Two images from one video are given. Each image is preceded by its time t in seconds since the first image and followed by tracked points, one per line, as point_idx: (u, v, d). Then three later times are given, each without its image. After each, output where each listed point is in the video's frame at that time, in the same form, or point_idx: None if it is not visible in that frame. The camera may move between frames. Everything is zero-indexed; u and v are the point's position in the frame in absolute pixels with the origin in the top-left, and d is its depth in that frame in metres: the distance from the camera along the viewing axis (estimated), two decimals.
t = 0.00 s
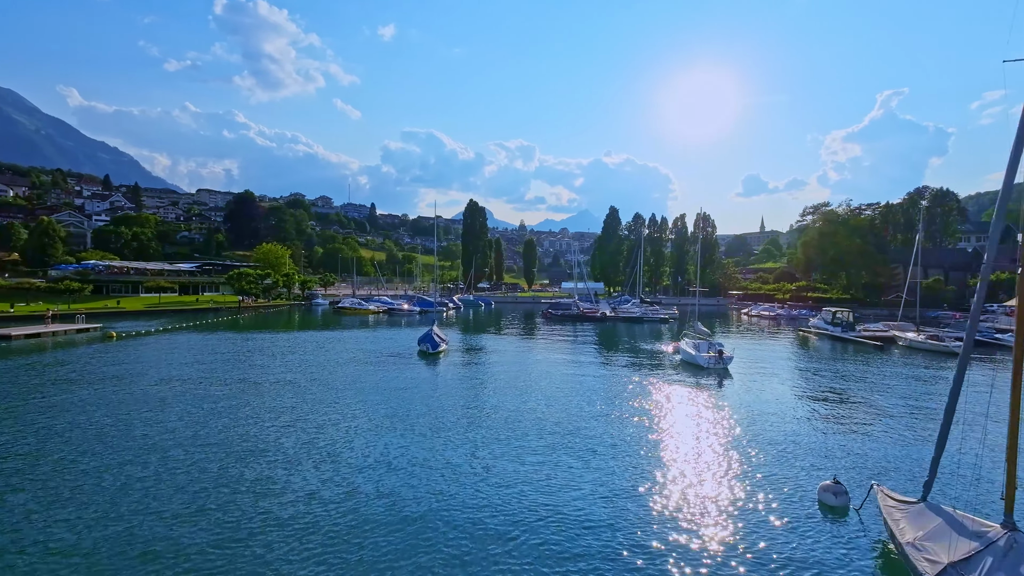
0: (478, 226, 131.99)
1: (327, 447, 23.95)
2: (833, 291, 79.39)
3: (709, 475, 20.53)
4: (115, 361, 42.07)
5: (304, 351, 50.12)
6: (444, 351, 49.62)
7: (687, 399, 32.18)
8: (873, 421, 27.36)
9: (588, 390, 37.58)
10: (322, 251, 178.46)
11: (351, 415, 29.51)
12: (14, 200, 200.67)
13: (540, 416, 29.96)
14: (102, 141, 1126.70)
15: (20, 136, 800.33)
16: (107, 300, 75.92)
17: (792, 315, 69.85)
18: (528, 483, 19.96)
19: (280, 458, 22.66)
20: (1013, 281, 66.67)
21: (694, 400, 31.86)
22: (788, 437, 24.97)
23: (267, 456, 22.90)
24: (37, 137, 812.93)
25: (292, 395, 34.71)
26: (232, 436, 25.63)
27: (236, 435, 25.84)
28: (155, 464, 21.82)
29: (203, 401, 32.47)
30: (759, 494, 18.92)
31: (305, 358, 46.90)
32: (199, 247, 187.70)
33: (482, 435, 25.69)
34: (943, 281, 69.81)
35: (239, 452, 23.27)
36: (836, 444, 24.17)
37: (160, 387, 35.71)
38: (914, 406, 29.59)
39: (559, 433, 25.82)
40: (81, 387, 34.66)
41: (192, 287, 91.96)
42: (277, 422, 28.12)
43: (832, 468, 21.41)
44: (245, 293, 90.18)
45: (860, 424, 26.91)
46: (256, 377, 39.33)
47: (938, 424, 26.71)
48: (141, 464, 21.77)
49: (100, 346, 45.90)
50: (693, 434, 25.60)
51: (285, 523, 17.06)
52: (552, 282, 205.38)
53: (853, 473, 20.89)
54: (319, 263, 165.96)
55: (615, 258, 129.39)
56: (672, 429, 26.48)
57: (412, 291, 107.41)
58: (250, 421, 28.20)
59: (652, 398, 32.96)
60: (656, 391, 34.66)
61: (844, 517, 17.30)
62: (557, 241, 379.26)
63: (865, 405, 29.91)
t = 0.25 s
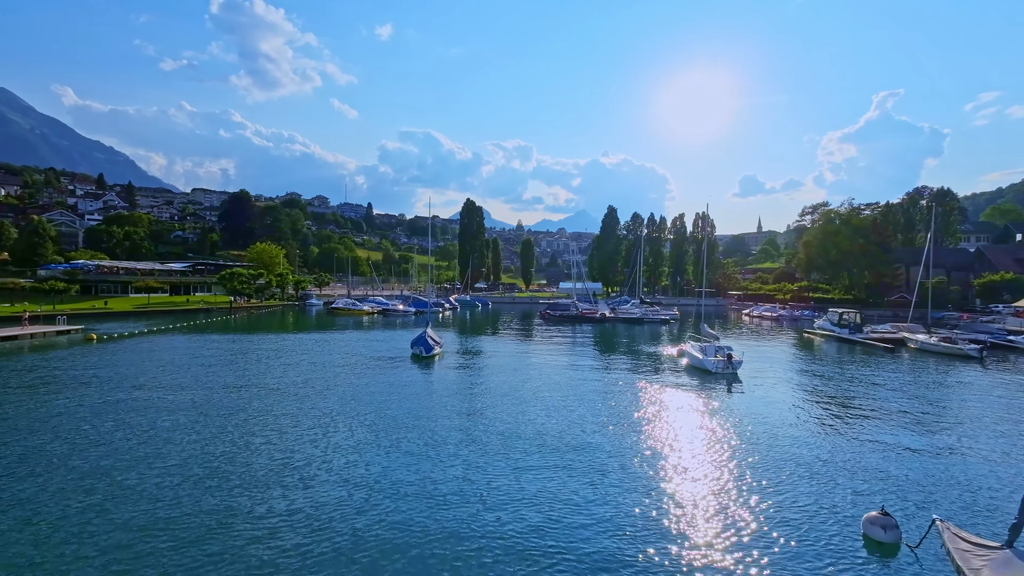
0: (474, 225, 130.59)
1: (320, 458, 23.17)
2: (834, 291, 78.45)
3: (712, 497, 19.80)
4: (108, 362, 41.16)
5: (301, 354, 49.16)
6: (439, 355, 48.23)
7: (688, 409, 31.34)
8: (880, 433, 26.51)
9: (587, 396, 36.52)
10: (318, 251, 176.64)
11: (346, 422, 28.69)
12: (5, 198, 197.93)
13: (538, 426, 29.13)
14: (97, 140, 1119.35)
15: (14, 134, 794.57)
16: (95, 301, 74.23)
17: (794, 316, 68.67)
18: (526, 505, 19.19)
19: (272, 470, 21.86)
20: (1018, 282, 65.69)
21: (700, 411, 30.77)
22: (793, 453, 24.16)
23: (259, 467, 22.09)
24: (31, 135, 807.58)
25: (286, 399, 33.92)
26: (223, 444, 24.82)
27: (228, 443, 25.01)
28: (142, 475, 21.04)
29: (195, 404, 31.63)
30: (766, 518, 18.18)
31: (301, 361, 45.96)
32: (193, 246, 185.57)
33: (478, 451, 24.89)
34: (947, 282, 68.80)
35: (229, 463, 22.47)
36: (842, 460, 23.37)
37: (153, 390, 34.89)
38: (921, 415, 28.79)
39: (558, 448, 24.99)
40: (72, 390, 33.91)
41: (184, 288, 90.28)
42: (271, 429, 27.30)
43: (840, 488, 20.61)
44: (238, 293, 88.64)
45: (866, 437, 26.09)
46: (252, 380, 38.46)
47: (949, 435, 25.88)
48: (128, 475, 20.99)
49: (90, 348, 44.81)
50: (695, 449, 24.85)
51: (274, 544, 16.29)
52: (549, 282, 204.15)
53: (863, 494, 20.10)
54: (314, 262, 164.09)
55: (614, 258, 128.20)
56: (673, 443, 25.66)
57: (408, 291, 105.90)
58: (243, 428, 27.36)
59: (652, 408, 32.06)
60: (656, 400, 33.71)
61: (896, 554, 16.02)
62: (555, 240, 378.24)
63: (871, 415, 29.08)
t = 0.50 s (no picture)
0: (471, 226, 129.24)
1: (311, 468, 22.27)
2: (836, 293, 77.29)
3: (722, 507, 18.65)
4: (95, 366, 40.20)
5: (296, 357, 48.15)
6: (432, 359, 46.63)
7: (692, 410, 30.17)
8: (892, 438, 25.41)
9: (587, 396, 35.22)
10: (313, 251, 174.81)
11: (340, 428, 27.80)
12: None
13: (536, 427, 27.97)
14: (92, 139, 1113.39)
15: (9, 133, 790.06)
16: (83, 303, 72.63)
17: (797, 318, 67.46)
18: (524, 518, 18.06)
19: (260, 482, 20.99)
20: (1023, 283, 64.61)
21: (705, 411, 29.52)
22: (801, 457, 23.13)
23: (247, 479, 21.26)
24: (26, 135, 802.79)
25: (280, 404, 33.01)
26: (211, 453, 23.98)
27: (216, 452, 24.18)
28: (124, 488, 20.21)
29: (185, 411, 30.77)
30: (778, 530, 17.17)
31: (296, 364, 45.04)
32: (187, 246, 183.63)
33: (475, 453, 23.76)
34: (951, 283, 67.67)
35: (217, 474, 21.62)
36: (853, 466, 22.33)
37: (142, 394, 34.01)
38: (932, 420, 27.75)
39: (556, 452, 23.85)
40: (59, 394, 33.04)
41: (175, 288, 88.60)
42: (261, 437, 26.46)
43: (854, 496, 19.58)
44: (230, 294, 87.01)
45: (877, 442, 25.01)
46: (244, 384, 37.56)
47: (965, 444, 24.76)
48: (109, 488, 20.15)
49: (78, 351, 43.81)
50: (701, 453, 23.77)
51: (259, 563, 15.44)
52: (547, 282, 202.88)
53: (879, 503, 19.07)
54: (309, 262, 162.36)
55: (612, 259, 126.90)
56: (678, 448, 24.49)
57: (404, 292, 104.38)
58: (232, 436, 26.50)
59: (654, 408, 30.83)
60: (659, 401, 32.49)
61: None
62: (553, 241, 377.21)
63: (881, 419, 28.01)
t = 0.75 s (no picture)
0: (468, 226, 127.98)
1: (301, 480, 21.40)
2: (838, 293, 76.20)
3: (737, 523, 17.47)
4: (84, 369, 39.22)
5: (290, 360, 47.10)
6: (426, 364, 45.06)
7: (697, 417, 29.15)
8: (906, 447, 24.33)
9: (587, 405, 34.05)
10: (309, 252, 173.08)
11: (338, 434, 26.94)
12: None
13: (535, 435, 26.88)
14: (87, 139, 1107.50)
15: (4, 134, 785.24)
16: (69, 304, 70.88)
17: (800, 320, 66.26)
18: (522, 537, 16.91)
19: (247, 493, 20.11)
20: None
21: (710, 421, 28.43)
22: (812, 467, 22.12)
23: (233, 490, 20.36)
24: (21, 135, 798.19)
25: (272, 409, 32.16)
26: (198, 462, 23.11)
27: (204, 460, 23.32)
28: (104, 499, 19.33)
29: (175, 416, 29.94)
30: (799, 548, 16.08)
31: (291, 368, 44.11)
32: (181, 247, 181.81)
33: (472, 466, 22.66)
34: (957, 284, 66.60)
35: (202, 485, 20.75)
36: (867, 476, 21.30)
37: (131, 398, 33.12)
38: (947, 427, 26.69)
39: (556, 461, 22.71)
40: (49, 397, 32.13)
41: (166, 289, 86.97)
42: (251, 445, 25.58)
43: (875, 511, 18.53)
44: (222, 295, 85.47)
45: (891, 450, 23.95)
46: (237, 388, 36.64)
47: (992, 453, 23.55)
48: (89, 500, 19.30)
49: (66, 354, 42.75)
50: (708, 462, 22.73)
51: None
52: (545, 283, 201.80)
53: (903, 518, 18.01)
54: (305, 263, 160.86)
55: (611, 259, 125.61)
56: (687, 457, 23.27)
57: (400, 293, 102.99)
58: (221, 443, 25.63)
59: (657, 416, 29.78)
60: (661, 409, 31.40)
61: None
62: (551, 242, 375.91)
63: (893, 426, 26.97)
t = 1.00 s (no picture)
0: (466, 225, 126.62)
1: (293, 483, 20.68)
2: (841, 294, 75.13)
3: (746, 541, 16.48)
4: (72, 377, 38.32)
5: (285, 364, 46.20)
6: (419, 368, 43.41)
7: (703, 427, 28.06)
8: (922, 456, 23.30)
9: (589, 412, 32.80)
10: (305, 252, 171.29)
11: (333, 439, 26.06)
12: None
13: (535, 444, 25.86)
14: (82, 139, 1101.39)
15: None
16: (56, 304, 69.36)
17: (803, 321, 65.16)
18: (521, 555, 15.71)
19: (236, 498, 19.38)
20: None
21: (718, 430, 27.28)
22: (825, 479, 21.13)
23: (222, 494, 19.67)
24: (15, 134, 792.82)
25: (266, 413, 31.46)
26: (187, 466, 22.40)
27: (193, 464, 22.61)
28: (86, 507, 18.61)
29: (166, 421, 29.26)
30: (815, 569, 15.06)
31: (286, 371, 43.32)
32: (175, 246, 179.88)
33: (469, 477, 21.63)
34: (962, 284, 65.60)
35: (190, 490, 20.04)
36: (883, 489, 20.31)
37: (121, 404, 32.39)
38: (962, 433, 25.72)
39: (558, 475, 21.64)
40: (38, 405, 31.33)
41: (157, 289, 85.39)
42: (243, 447, 24.88)
43: (896, 528, 17.45)
44: (214, 295, 83.96)
45: (906, 460, 22.96)
46: (230, 394, 35.87)
47: (1017, 465, 22.38)
48: (71, 508, 18.59)
49: (55, 364, 41.80)
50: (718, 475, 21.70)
51: None
52: (542, 284, 200.52)
53: (925, 537, 16.94)
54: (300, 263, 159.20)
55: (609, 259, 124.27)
56: (695, 471, 22.21)
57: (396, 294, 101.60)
58: (211, 447, 24.93)
59: (663, 426, 28.65)
60: (667, 417, 30.25)
61: None
62: (548, 242, 374.47)
63: (906, 433, 25.98)
